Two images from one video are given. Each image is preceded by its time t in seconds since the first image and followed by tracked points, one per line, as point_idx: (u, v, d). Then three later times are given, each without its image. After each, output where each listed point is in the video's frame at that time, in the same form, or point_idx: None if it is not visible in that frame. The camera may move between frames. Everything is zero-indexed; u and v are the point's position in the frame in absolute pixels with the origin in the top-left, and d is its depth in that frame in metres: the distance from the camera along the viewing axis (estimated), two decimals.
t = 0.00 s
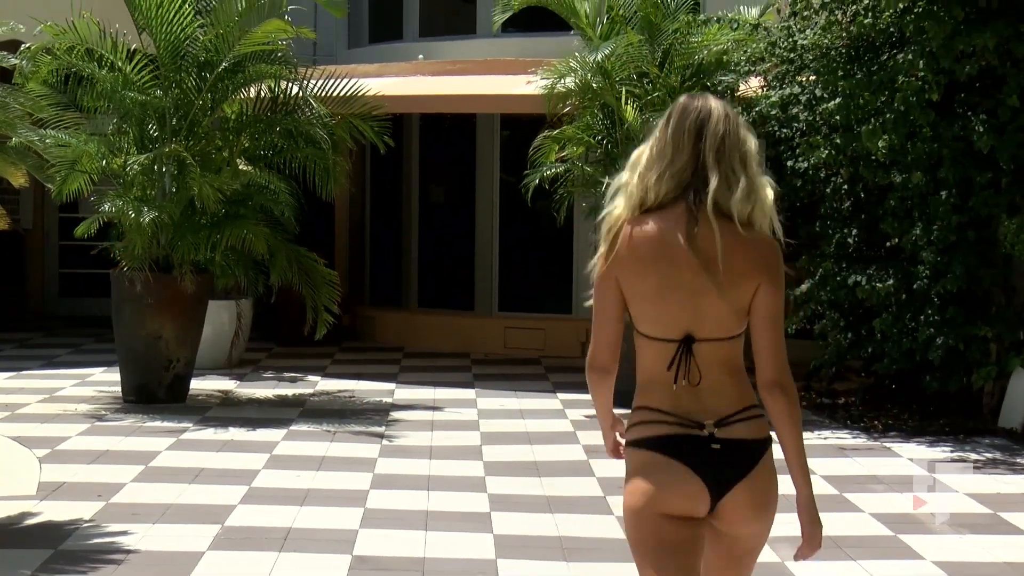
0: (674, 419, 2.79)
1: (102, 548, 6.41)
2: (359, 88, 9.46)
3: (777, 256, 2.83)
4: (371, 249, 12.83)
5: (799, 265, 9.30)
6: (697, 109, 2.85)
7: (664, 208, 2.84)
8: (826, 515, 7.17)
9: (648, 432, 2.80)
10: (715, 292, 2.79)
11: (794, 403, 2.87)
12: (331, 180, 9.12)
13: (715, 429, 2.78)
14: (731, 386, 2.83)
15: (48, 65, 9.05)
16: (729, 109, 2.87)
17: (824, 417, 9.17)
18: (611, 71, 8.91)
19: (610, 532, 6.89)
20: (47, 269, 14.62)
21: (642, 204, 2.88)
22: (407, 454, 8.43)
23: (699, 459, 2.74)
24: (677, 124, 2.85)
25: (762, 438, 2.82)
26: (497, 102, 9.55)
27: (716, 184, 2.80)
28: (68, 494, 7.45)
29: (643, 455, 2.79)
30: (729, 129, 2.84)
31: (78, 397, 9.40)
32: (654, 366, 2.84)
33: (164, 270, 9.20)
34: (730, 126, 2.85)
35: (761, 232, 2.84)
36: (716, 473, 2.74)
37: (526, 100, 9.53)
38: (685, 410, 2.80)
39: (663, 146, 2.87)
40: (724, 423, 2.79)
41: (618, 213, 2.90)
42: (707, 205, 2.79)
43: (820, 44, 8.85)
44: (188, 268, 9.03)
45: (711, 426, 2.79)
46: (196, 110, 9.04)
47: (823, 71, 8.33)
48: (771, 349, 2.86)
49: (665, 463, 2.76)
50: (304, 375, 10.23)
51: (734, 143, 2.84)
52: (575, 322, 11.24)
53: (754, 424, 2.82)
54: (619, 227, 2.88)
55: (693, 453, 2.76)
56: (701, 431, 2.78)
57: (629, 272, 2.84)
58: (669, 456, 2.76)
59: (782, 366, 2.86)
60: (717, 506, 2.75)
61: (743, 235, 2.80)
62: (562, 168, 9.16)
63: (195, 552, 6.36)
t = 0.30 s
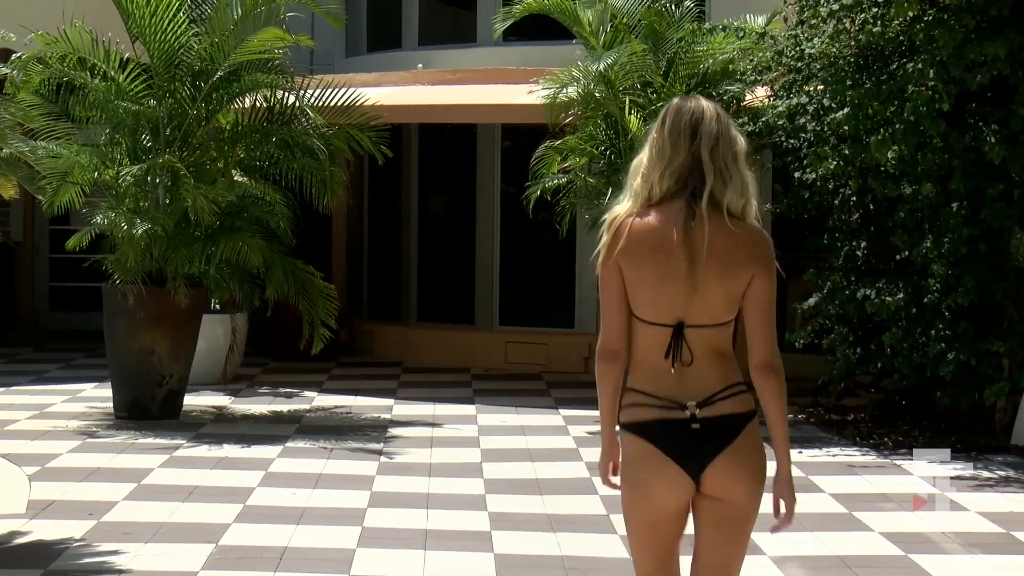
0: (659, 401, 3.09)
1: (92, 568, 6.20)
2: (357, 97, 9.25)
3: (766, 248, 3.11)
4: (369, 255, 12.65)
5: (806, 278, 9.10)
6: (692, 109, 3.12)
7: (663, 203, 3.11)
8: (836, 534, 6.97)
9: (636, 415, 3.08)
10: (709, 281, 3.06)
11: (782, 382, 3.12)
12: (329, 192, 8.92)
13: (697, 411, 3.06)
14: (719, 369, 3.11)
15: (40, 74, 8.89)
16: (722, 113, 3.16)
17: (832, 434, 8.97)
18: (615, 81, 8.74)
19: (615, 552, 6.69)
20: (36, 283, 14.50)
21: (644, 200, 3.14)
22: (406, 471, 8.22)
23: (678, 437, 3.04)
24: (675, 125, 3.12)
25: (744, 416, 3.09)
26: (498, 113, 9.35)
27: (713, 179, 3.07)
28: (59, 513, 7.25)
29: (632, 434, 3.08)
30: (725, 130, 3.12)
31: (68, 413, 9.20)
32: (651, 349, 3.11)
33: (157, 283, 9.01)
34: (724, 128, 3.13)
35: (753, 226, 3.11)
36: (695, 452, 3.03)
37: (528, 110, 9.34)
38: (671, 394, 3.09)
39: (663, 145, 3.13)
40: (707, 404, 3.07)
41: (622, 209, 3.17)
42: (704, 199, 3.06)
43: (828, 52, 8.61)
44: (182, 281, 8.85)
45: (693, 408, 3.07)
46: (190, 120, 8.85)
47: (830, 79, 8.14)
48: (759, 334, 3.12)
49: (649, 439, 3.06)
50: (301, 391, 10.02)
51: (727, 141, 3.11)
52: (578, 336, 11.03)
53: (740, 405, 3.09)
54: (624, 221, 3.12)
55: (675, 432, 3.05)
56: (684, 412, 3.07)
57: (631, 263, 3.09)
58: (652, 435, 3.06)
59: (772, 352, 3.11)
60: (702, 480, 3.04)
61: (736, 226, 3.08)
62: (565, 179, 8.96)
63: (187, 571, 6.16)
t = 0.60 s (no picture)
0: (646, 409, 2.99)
1: None
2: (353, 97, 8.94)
3: (754, 263, 3.03)
4: (366, 255, 12.40)
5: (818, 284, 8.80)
6: (670, 135, 3.07)
7: (651, 227, 3.03)
8: (854, 549, 6.68)
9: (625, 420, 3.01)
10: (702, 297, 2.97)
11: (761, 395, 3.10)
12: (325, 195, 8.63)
13: (676, 424, 2.95)
14: (711, 384, 2.99)
15: (26, 73, 8.62)
16: (698, 136, 3.12)
17: (844, 445, 8.67)
18: (619, 80, 8.47)
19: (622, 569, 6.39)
20: (23, 289, 14.16)
21: (630, 223, 3.04)
22: (404, 484, 7.93)
23: (646, 445, 2.96)
24: (653, 150, 3.07)
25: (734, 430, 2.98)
26: (498, 112, 9.05)
27: (696, 199, 3.02)
28: (44, 527, 6.94)
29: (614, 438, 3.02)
30: (702, 152, 3.08)
31: (54, 424, 8.91)
32: (646, 366, 3.00)
33: (146, 290, 8.72)
34: (700, 151, 3.09)
35: (739, 241, 3.04)
36: (662, 461, 2.94)
37: (529, 110, 9.05)
38: (660, 405, 2.99)
39: (643, 170, 3.08)
40: (689, 419, 2.96)
41: (609, 233, 3.07)
42: (691, 220, 3.00)
43: (840, 51, 8.29)
44: (172, 287, 8.54)
45: (674, 419, 2.96)
46: (181, 121, 8.56)
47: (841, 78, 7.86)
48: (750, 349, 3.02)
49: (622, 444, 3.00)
50: (295, 401, 9.72)
51: (705, 162, 3.07)
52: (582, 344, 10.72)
53: (728, 422, 2.98)
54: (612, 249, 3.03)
55: (647, 443, 2.96)
56: (664, 422, 2.96)
57: (620, 284, 3.02)
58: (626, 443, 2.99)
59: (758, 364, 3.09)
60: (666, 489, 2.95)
61: (725, 244, 3.01)
62: (568, 182, 8.64)
63: None
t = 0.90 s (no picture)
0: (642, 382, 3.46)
1: None
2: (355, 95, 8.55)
3: (743, 246, 3.49)
4: (366, 255, 12.03)
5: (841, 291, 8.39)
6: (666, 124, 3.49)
7: (647, 210, 3.47)
8: (890, 569, 6.26)
9: (625, 396, 3.44)
10: (692, 280, 3.44)
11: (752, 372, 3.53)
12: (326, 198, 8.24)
13: (677, 400, 3.42)
14: (702, 361, 3.47)
15: (12, 71, 8.25)
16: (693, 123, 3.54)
17: (870, 461, 8.26)
18: (633, 77, 8.07)
19: None
20: (8, 296, 13.87)
21: (627, 206, 3.50)
22: (408, 501, 7.53)
23: (656, 423, 3.39)
24: (650, 138, 3.50)
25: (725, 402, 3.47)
26: (506, 110, 8.68)
27: (689, 183, 3.45)
28: (31, 545, 6.53)
29: (616, 411, 3.45)
30: (696, 140, 3.49)
31: (42, 438, 8.53)
32: (644, 340, 3.48)
33: (137, 297, 8.32)
34: (696, 137, 3.50)
35: (727, 225, 3.49)
36: (670, 436, 3.38)
37: (539, 108, 8.65)
38: (659, 380, 3.45)
39: (641, 155, 3.50)
40: (689, 395, 3.44)
41: (607, 215, 3.53)
42: (681, 203, 3.43)
43: (864, 48, 7.87)
44: (165, 295, 8.16)
45: (675, 396, 3.43)
46: (175, 121, 8.18)
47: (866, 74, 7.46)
48: (738, 326, 3.50)
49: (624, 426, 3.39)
50: (294, 414, 9.32)
51: (698, 148, 3.49)
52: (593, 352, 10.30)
53: (719, 398, 3.47)
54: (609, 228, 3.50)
55: (655, 416, 3.40)
56: (665, 398, 3.43)
57: (619, 266, 3.48)
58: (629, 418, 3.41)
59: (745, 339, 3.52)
60: (672, 467, 3.36)
61: (711, 228, 3.46)
62: (579, 184, 8.21)
63: None
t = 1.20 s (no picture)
0: (637, 410, 3.38)
1: None
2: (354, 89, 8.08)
3: (737, 274, 3.40)
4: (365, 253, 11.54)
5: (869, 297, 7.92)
6: (668, 148, 3.45)
7: (641, 232, 3.42)
8: None
9: (618, 422, 3.38)
10: (682, 303, 3.36)
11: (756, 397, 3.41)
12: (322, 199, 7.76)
13: (677, 420, 3.34)
14: (695, 384, 3.40)
15: None
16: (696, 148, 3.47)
17: (900, 479, 7.76)
18: (648, 70, 7.60)
19: None
20: None
21: (624, 227, 3.45)
22: (408, 520, 7.05)
23: (664, 446, 3.31)
24: (652, 161, 3.45)
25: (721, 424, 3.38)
26: (514, 106, 8.22)
27: (684, 210, 3.38)
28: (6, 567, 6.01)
29: (617, 442, 3.36)
30: (696, 166, 3.44)
31: (21, 453, 8.06)
32: (634, 366, 3.40)
33: (122, 304, 7.85)
34: (696, 163, 3.44)
35: (723, 252, 3.41)
36: (679, 454, 3.31)
37: (548, 103, 8.18)
38: (652, 403, 3.38)
39: (641, 177, 3.45)
40: (686, 414, 3.36)
41: (605, 236, 3.48)
42: (675, 227, 3.37)
43: (894, 39, 7.45)
44: (152, 300, 7.71)
45: (674, 417, 3.35)
46: (162, 117, 7.74)
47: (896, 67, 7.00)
48: (733, 347, 3.41)
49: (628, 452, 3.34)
50: (288, 428, 8.86)
51: (698, 174, 3.42)
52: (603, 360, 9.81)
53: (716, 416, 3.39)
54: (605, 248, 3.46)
55: (660, 440, 3.32)
56: (665, 421, 3.34)
57: (610, 287, 3.43)
58: (634, 441, 3.33)
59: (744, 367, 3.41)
60: (685, 485, 3.32)
61: (705, 254, 3.38)
62: (590, 183, 7.73)
63: None
